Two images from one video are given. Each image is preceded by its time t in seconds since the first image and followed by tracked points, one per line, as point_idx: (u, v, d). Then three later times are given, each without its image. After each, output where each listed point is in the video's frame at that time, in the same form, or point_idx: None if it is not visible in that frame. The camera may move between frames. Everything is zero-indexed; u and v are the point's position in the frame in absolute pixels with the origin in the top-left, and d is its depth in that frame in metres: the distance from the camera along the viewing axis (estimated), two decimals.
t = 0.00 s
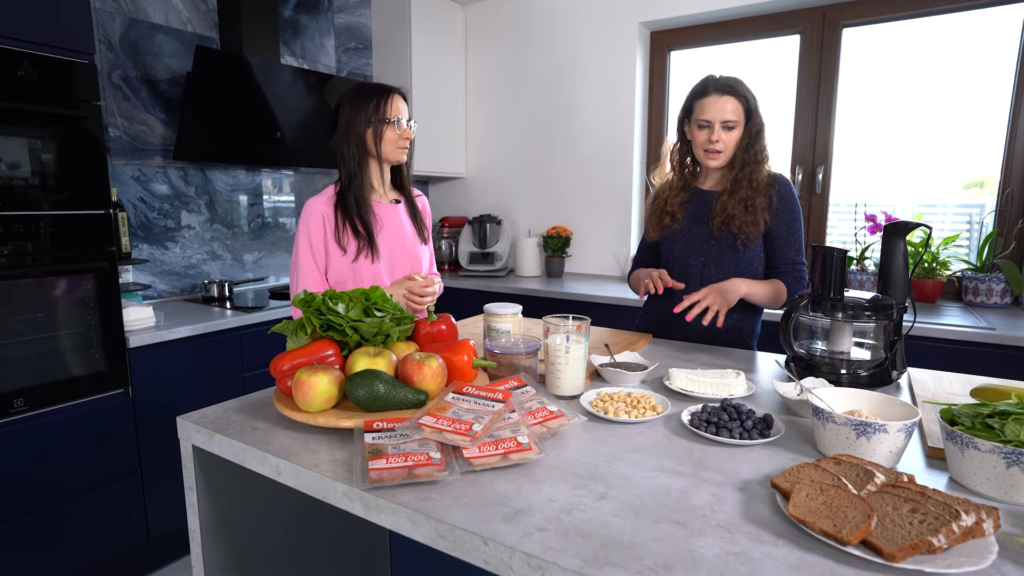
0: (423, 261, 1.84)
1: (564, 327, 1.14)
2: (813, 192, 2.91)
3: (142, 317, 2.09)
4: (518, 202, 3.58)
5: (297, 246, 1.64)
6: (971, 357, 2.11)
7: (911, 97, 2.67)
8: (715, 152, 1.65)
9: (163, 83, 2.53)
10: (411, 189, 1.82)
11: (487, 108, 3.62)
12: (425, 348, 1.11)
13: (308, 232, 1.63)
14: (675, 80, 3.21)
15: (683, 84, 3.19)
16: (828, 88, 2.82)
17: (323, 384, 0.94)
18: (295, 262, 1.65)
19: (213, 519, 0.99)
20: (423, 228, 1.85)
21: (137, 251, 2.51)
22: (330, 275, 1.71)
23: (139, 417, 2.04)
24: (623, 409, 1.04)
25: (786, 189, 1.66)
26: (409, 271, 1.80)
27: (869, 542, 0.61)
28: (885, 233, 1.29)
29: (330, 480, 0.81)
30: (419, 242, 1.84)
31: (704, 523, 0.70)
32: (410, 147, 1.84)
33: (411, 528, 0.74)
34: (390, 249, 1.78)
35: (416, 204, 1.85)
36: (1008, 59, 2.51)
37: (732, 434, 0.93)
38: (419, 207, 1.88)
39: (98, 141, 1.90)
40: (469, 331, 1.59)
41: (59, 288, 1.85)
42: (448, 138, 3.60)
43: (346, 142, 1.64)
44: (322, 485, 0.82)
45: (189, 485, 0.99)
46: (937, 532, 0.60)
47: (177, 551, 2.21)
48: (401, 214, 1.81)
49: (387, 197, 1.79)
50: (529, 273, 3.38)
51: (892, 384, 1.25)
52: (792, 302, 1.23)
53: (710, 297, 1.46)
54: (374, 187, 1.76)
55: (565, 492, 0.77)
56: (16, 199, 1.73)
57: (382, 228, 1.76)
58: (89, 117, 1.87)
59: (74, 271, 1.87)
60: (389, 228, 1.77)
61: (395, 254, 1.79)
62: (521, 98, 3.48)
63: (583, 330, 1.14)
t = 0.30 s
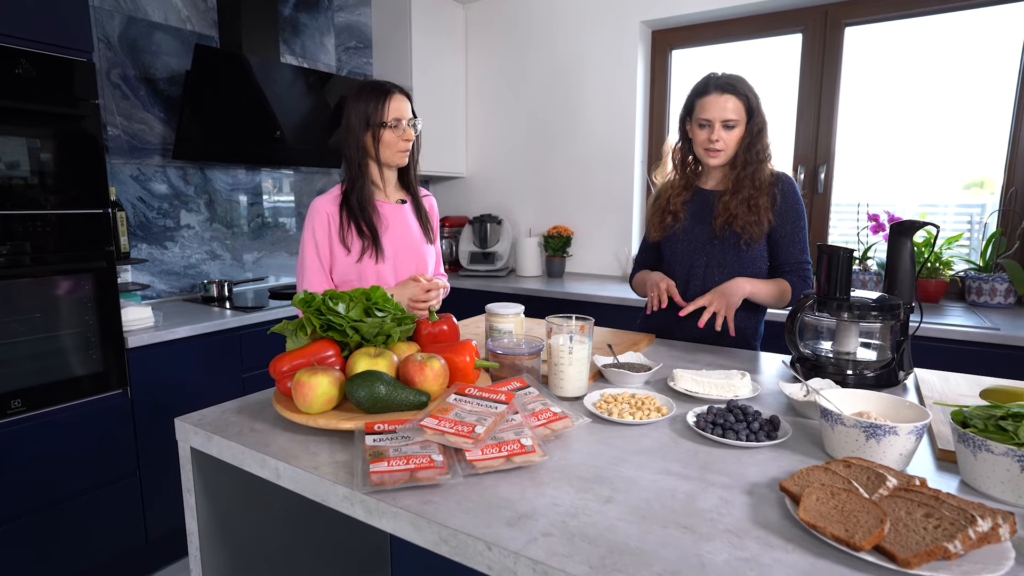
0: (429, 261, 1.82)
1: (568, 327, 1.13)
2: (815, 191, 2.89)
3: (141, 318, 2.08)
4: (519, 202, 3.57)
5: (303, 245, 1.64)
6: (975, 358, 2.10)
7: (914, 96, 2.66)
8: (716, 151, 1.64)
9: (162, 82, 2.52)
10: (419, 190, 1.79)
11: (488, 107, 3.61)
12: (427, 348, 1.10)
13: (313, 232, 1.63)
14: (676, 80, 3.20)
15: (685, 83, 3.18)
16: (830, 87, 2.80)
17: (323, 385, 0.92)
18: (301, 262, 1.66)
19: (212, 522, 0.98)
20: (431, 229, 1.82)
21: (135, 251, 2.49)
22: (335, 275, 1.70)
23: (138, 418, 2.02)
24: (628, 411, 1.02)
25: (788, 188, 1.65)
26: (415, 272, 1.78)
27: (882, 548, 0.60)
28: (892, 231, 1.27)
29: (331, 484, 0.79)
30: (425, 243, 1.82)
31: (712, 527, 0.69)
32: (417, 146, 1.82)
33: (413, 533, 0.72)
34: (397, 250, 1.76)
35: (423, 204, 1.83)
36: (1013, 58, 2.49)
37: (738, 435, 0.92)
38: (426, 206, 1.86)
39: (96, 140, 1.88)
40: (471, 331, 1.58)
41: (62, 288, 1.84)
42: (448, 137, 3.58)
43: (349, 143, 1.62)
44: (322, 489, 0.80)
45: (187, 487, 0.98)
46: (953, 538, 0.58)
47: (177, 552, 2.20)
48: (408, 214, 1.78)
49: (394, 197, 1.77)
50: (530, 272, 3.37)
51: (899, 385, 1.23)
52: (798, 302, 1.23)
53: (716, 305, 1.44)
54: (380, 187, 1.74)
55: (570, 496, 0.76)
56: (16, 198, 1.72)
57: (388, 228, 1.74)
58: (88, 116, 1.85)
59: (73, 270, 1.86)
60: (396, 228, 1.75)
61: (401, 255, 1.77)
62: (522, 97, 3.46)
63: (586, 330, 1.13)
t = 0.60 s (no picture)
0: (434, 263, 1.79)
1: (572, 328, 1.12)
2: (818, 191, 2.88)
3: (140, 318, 2.06)
4: (520, 202, 3.55)
5: (307, 245, 1.64)
6: (980, 358, 2.08)
7: (917, 95, 2.64)
8: (718, 150, 1.62)
9: (161, 81, 2.51)
10: (425, 190, 1.77)
11: (489, 107, 3.59)
12: (429, 348, 1.08)
13: (318, 232, 1.63)
14: (678, 79, 3.18)
15: (687, 82, 3.16)
16: (833, 86, 2.78)
17: (325, 387, 0.91)
18: (306, 262, 1.65)
19: (211, 524, 0.97)
20: (436, 229, 1.79)
21: (135, 251, 2.48)
22: (339, 275, 1.69)
23: (137, 418, 2.01)
24: (633, 412, 1.01)
25: (792, 188, 1.63)
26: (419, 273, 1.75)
27: (897, 554, 0.58)
28: (899, 231, 1.26)
29: (332, 487, 0.78)
30: (431, 244, 1.79)
31: (722, 532, 0.68)
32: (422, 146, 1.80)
33: (416, 537, 0.71)
34: (401, 251, 1.73)
35: (429, 205, 1.80)
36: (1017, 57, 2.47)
37: (745, 437, 0.91)
38: (432, 207, 1.83)
39: (95, 139, 1.86)
40: (472, 332, 1.56)
41: (61, 288, 1.83)
42: (449, 137, 3.57)
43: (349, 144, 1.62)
44: (323, 492, 0.79)
45: (186, 490, 0.96)
46: (971, 545, 0.57)
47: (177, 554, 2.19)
48: (413, 215, 1.76)
49: (399, 197, 1.75)
50: (531, 272, 3.35)
51: (906, 386, 1.22)
52: (805, 302, 1.21)
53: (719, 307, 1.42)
54: (385, 187, 1.72)
55: (576, 499, 0.75)
56: (15, 198, 1.70)
57: (392, 228, 1.71)
58: (87, 115, 1.84)
59: (74, 270, 1.85)
60: (400, 229, 1.73)
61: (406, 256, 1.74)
62: (523, 97, 3.45)
63: (590, 330, 1.12)
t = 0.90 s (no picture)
0: (435, 263, 1.77)
1: (575, 328, 1.10)
2: (819, 190, 2.86)
3: (138, 318, 2.03)
4: (520, 202, 3.54)
5: (308, 244, 1.62)
6: (983, 359, 2.07)
7: (919, 95, 2.62)
8: (722, 148, 1.60)
9: (160, 79, 2.49)
10: (426, 189, 1.75)
11: (489, 106, 3.58)
12: (431, 350, 1.07)
13: (318, 231, 1.61)
14: (679, 79, 3.17)
15: (689, 82, 3.15)
16: (835, 85, 2.77)
17: (324, 389, 0.89)
18: (306, 261, 1.64)
19: (210, 529, 0.95)
20: (437, 229, 1.78)
21: (134, 251, 2.47)
22: (340, 275, 1.67)
23: (135, 419, 1.99)
24: (637, 415, 1.00)
25: (797, 189, 1.62)
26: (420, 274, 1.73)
27: (913, 562, 0.57)
28: (906, 230, 1.24)
29: (332, 492, 0.76)
30: (432, 244, 1.77)
31: (730, 538, 0.66)
32: (423, 145, 1.78)
33: (418, 543, 0.69)
34: (402, 251, 1.72)
35: (430, 205, 1.78)
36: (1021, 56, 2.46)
37: (752, 441, 0.89)
38: (433, 207, 1.81)
39: (93, 138, 1.84)
40: (474, 333, 1.55)
41: (59, 288, 1.81)
42: (449, 136, 3.55)
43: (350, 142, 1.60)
44: (323, 497, 0.77)
45: (185, 494, 0.95)
46: (990, 554, 0.55)
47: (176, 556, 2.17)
48: (414, 215, 1.74)
49: (401, 197, 1.74)
50: (531, 272, 3.34)
51: (913, 388, 1.20)
52: (811, 303, 1.21)
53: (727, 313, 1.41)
54: (387, 186, 1.71)
55: (581, 505, 0.73)
56: (13, 198, 1.69)
57: (393, 228, 1.70)
58: (86, 114, 1.83)
59: (72, 270, 1.83)
60: (401, 229, 1.71)
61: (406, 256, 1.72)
62: (523, 98, 3.44)
63: (593, 332, 1.10)
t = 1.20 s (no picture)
0: (435, 264, 1.76)
1: (580, 329, 1.10)
2: (822, 191, 2.85)
3: (139, 319, 2.03)
4: (522, 202, 3.53)
5: (308, 244, 1.61)
6: (988, 359, 2.05)
7: (922, 94, 2.61)
8: (727, 148, 1.59)
9: (161, 79, 2.48)
10: (426, 190, 1.75)
11: (490, 106, 3.57)
12: (435, 351, 1.06)
13: (319, 231, 1.60)
14: (681, 78, 3.16)
15: (691, 82, 3.14)
16: (838, 85, 2.75)
17: (328, 391, 0.88)
18: (305, 261, 1.62)
19: (211, 532, 0.94)
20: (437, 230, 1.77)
21: (134, 251, 2.46)
22: (340, 275, 1.66)
23: (136, 419, 1.98)
24: (644, 417, 0.99)
25: (803, 189, 1.61)
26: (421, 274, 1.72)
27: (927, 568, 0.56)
28: (914, 230, 1.23)
29: (336, 495, 0.75)
30: (432, 245, 1.77)
31: (741, 543, 0.65)
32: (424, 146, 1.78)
33: (424, 548, 0.68)
34: (403, 251, 1.71)
35: (430, 206, 1.77)
36: None
37: (761, 443, 0.88)
38: (433, 207, 1.81)
39: (94, 138, 1.84)
40: (478, 333, 1.54)
41: (59, 288, 1.80)
42: (450, 136, 3.54)
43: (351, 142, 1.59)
44: (327, 500, 0.77)
45: (185, 495, 0.94)
46: (1009, 559, 0.54)
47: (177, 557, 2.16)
48: (415, 216, 1.73)
49: (401, 198, 1.73)
50: (533, 272, 3.33)
51: (920, 390, 1.19)
52: (817, 304, 1.20)
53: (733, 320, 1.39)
54: (388, 186, 1.70)
55: (589, 509, 0.72)
56: (14, 197, 1.68)
57: (394, 229, 1.69)
58: (86, 113, 1.82)
59: (72, 270, 1.82)
60: (402, 229, 1.70)
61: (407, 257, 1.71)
62: (525, 98, 3.43)
63: (599, 333, 1.09)
